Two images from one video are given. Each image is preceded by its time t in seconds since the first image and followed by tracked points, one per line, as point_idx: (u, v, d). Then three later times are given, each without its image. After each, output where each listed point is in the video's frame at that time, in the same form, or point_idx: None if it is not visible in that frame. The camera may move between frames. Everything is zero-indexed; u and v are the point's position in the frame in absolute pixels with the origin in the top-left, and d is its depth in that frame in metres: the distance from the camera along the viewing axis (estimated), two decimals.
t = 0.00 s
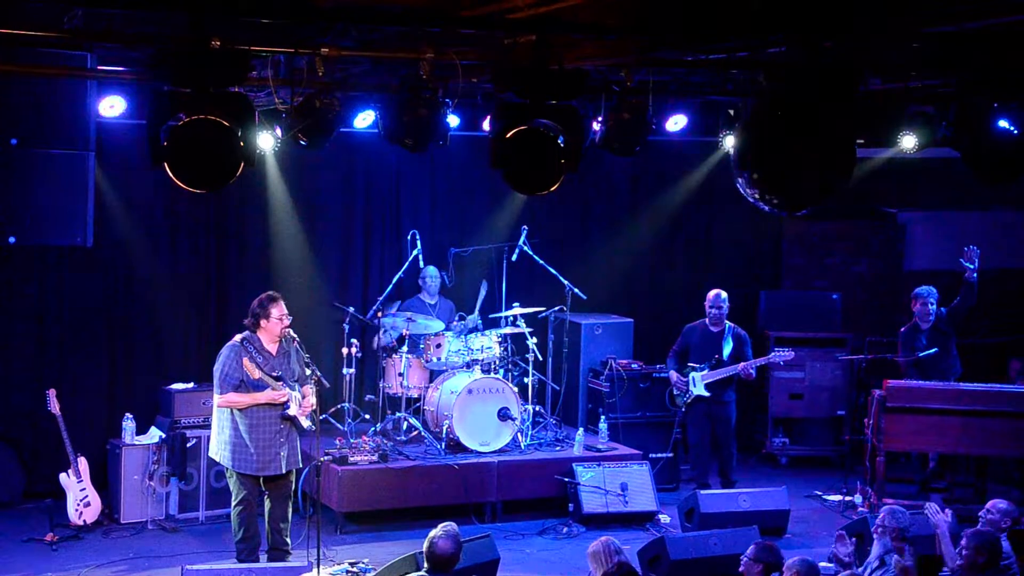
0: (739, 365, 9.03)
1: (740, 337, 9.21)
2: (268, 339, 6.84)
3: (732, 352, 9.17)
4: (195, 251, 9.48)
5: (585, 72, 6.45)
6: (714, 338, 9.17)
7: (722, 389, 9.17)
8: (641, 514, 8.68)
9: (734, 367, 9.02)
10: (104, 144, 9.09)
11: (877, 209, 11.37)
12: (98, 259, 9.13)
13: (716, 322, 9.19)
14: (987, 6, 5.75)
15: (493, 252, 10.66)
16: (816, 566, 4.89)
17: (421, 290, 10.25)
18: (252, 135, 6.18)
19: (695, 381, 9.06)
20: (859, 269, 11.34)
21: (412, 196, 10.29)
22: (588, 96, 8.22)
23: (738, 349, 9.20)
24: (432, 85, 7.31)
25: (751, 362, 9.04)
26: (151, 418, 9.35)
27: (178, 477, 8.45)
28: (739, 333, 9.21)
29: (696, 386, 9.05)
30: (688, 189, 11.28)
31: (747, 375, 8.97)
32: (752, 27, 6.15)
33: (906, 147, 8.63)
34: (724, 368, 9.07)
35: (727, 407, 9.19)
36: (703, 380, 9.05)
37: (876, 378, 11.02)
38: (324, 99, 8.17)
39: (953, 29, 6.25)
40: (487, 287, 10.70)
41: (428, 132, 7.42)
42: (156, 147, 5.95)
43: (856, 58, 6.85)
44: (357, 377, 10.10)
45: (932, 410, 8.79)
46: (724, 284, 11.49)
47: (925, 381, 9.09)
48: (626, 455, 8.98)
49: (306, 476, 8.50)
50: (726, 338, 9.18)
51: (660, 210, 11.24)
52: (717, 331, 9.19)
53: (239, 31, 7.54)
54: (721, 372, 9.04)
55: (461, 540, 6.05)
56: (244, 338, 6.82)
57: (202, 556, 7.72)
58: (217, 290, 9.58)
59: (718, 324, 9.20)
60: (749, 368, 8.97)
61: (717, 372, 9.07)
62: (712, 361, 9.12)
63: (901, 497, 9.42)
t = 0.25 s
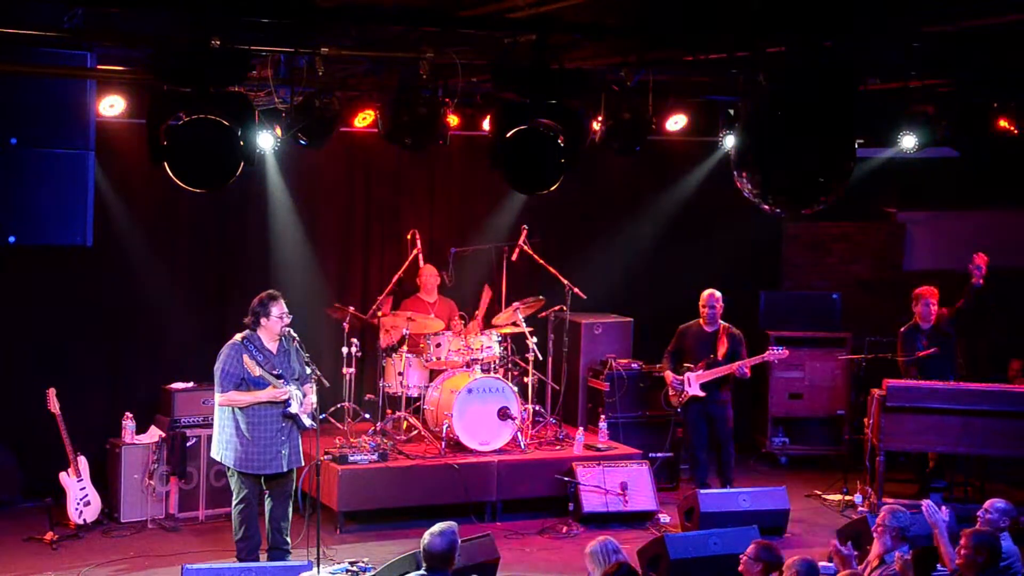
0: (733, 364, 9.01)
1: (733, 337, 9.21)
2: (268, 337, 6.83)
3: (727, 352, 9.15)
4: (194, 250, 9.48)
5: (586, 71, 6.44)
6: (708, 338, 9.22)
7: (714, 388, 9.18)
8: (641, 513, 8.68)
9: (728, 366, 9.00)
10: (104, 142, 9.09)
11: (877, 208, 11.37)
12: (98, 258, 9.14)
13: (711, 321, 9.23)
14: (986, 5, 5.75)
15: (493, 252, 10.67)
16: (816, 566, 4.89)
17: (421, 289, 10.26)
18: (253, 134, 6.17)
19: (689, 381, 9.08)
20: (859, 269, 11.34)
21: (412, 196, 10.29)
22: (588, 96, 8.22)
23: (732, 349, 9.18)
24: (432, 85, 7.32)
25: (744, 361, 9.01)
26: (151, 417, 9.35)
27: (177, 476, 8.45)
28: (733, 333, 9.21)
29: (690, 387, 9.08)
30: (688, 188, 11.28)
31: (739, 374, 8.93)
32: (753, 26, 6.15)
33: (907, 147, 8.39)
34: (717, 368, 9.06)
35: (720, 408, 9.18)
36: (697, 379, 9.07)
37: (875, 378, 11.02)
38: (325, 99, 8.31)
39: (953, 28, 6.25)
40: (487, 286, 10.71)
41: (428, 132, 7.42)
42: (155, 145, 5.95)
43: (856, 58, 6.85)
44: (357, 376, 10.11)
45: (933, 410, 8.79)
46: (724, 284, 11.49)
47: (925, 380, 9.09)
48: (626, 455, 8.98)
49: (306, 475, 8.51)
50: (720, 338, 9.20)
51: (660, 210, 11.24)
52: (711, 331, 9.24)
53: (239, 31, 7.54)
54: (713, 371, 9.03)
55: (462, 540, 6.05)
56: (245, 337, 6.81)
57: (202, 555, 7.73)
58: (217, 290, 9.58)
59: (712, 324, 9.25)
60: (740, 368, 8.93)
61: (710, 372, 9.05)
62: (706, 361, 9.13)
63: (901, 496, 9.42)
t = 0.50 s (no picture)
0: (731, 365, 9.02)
1: (729, 338, 9.21)
2: (268, 339, 6.85)
3: (723, 352, 9.15)
4: (194, 252, 9.48)
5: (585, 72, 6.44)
6: (703, 339, 9.20)
7: (713, 389, 9.18)
8: (641, 515, 8.67)
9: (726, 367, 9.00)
10: (104, 144, 9.09)
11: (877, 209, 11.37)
12: (97, 260, 9.14)
13: (706, 323, 9.21)
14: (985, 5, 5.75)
15: (492, 253, 10.67)
16: (816, 566, 4.89)
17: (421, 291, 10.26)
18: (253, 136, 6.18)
19: (688, 383, 9.08)
20: (859, 270, 11.34)
21: (411, 197, 10.30)
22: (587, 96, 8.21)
23: (729, 350, 9.18)
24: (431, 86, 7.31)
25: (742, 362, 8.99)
26: (151, 419, 9.35)
27: (177, 478, 8.45)
28: (730, 334, 9.20)
29: (688, 388, 9.08)
30: (688, 189, 11.28)
31: (738, 375, 8.90)
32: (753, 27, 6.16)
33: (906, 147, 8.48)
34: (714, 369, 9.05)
35: (720, 407, 9.19)
36: (695, 381, 9.06)
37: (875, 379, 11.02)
38: (324, 100, 8.23)
39: (952, 29, 6.25)
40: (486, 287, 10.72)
41: (427, 133, 7.42)
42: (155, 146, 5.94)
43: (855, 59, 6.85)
44: (357, 378, 10.11)
45: (933, 411, 8.79)
46: (723, 285, 11.49)
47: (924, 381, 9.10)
48: (626, 456, 8.98)
49: (305, 477, 8.51)
50: (717, 340, 9.17)
51: (660, 212, 11.24)
52: (707, 332, 9.22)
53: (238, 32, 7.54)
54: (711, 372, 9.00)
55: (461, 541, 6.06)
56: (245, 338, 6.82)
57: (202, 557, 7.72)
58: (217, 291, 9.58)
59: (707, 325, 9.22)
60: (737, 368, 8.87)
61: (708, 374, 9.03)
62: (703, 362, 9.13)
63: (901, 497, 9.42)
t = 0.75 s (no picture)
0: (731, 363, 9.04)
1: (729, 337, 9.24)
2: (268, 338, 6.86)
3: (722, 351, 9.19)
4: (194, 252, 9.49)
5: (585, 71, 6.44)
6: (703, 338, 9.20)
7: (713, 388, 9.21)
8: (640, 514, 8.68)
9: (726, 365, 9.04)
10: (104, 144, 9.09)
11: (876, 208, 11.37)
12: (97, 259, 9.14)
13: (705, 321, 9.22)
14: (985, 5, 5.75)
15: (492, 253, 10.66)
16: (815, 566, 4.90)
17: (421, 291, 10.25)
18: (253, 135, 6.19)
19: (689, 383, 9.06)
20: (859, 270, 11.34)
21: (411, 197, 10.31)
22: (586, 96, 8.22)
23: (729, 348, 9.23)
24: (431, 86, 7.31)
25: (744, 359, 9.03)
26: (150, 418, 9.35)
27: (177, 477, 8.45)
28: (729, 332, 9.25)
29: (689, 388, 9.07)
30: (688, 189, 11.28)
31: (743, 372, 8.92)
32: (752, 27, 6.16)
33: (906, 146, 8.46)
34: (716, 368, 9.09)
35: (720, 406, 9.21)
36: (695, 381, 9.06)
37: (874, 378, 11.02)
38: (323, 100, 8.14)
39: (950, 29, 6.25)
40: (486, 287, 10.72)
41: (427, 133, 7.42)
42: (155, 147, 5.95)
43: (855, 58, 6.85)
44: (356, 378, 10.11)
45: (933, 411, 8.79)
46: (723, 284, 11.49)
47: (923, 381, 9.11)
48: (625, 455, 8.98)
49: (305, 476, 8.51)
50: (716, 339, 9.19)
51: (659, 211, 11.25)
52: (705, 332, 9.22)
53: (238, 32, 7.54)
54: (714, 370, 9.04)
55: (461, 540, 6.06)
56: (245, 338, 6.82)
57: (202, 556, 7.73)
58: (217, 291, 9.58)
59: (706, 324, 9.24)
60: (741, 364, 8.92)
61: (709, 372, 9.06)
62: (703, 361, 9.14)
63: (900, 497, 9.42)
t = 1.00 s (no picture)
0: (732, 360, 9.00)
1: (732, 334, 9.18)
2: (266, 337, 6.84)
3: (724, 349, 9.13)
4: (193, 249, 9.48)
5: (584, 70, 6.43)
6: (705, 336, 9.21)
7: (714, 386, 9.16)
8: (639, 512, 8.68)
9: (726, 363, 9.00)
10: (102, 142, 9.09)
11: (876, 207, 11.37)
12: (96, 257, 9.13)
13: (707, 319, 9.22)
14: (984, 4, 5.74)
15: (491, 252, 10.68)
16: (814, 565, 4.93)
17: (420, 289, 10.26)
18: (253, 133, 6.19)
19: (688, 381, 9.06)
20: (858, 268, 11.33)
21: (410, 196, 10.30)
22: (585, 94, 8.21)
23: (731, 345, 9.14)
24: (430, 84, 7.31)
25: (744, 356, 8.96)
26: (149, 416, 9.35)
27: (176, 475, 8.46)
28: (732, 331, 9.17)
29: (689, 386, 9.06)
30: (687, 187, 11.28)
31: (744, 367, 8.85)
32: (751, 25, 6.16)
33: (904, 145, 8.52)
34: (716, 366, 9.06)
35: (719, 404, 9.17)
36: (695, 379, 9.04)
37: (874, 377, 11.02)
38: (322, 97, 8.12)
39: (950, 28, 6.24)
40: (486, 285, 10.73)
41: (426, 131, 7.42)
42: (154, 146, 5.95)
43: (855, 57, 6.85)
44: (355, 376, 10.11)
45: (931, 410, 8.79)
46: (723, 283, 11.49)
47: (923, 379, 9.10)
48: (624, 454, 8.98)
49: (304, 474, 8.50)
50: (718, 337, 9.18)
51: (658, 210, 11.24)
52: (707, 330, 9.23)
53: (237, 30, 7.54)
54: (714, 368, 9.02)
55: (460, 538, 6.06)
56: (244, 336, 6.82)
57: (201, 554, 7.73)
58: (216, 289, 9.58)
59: (708, 322, 9.24)
60: (745, 361, 8.85)
61: (710, 369, 9.03)
62: (704, 359, 9.12)
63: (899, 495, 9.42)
